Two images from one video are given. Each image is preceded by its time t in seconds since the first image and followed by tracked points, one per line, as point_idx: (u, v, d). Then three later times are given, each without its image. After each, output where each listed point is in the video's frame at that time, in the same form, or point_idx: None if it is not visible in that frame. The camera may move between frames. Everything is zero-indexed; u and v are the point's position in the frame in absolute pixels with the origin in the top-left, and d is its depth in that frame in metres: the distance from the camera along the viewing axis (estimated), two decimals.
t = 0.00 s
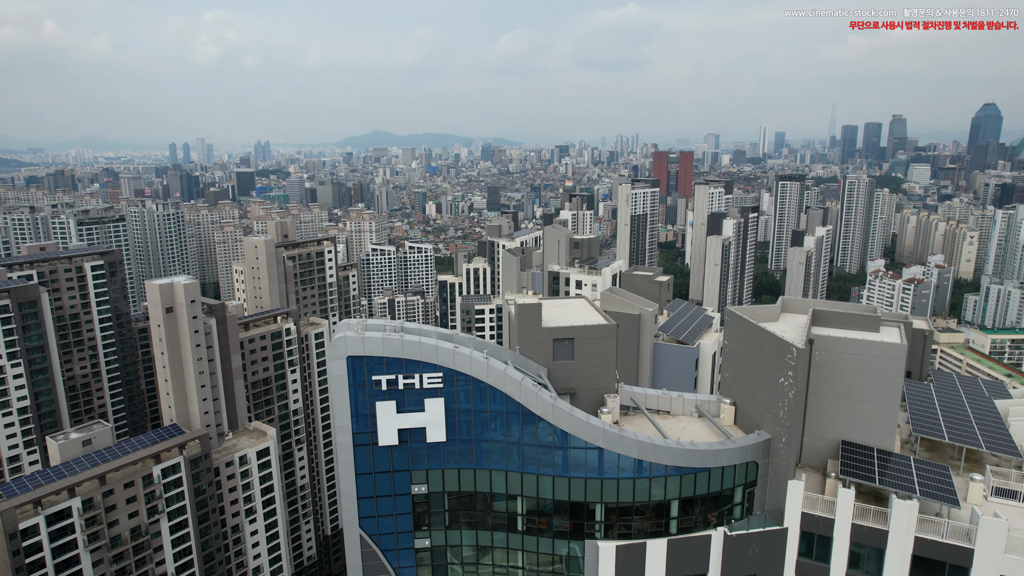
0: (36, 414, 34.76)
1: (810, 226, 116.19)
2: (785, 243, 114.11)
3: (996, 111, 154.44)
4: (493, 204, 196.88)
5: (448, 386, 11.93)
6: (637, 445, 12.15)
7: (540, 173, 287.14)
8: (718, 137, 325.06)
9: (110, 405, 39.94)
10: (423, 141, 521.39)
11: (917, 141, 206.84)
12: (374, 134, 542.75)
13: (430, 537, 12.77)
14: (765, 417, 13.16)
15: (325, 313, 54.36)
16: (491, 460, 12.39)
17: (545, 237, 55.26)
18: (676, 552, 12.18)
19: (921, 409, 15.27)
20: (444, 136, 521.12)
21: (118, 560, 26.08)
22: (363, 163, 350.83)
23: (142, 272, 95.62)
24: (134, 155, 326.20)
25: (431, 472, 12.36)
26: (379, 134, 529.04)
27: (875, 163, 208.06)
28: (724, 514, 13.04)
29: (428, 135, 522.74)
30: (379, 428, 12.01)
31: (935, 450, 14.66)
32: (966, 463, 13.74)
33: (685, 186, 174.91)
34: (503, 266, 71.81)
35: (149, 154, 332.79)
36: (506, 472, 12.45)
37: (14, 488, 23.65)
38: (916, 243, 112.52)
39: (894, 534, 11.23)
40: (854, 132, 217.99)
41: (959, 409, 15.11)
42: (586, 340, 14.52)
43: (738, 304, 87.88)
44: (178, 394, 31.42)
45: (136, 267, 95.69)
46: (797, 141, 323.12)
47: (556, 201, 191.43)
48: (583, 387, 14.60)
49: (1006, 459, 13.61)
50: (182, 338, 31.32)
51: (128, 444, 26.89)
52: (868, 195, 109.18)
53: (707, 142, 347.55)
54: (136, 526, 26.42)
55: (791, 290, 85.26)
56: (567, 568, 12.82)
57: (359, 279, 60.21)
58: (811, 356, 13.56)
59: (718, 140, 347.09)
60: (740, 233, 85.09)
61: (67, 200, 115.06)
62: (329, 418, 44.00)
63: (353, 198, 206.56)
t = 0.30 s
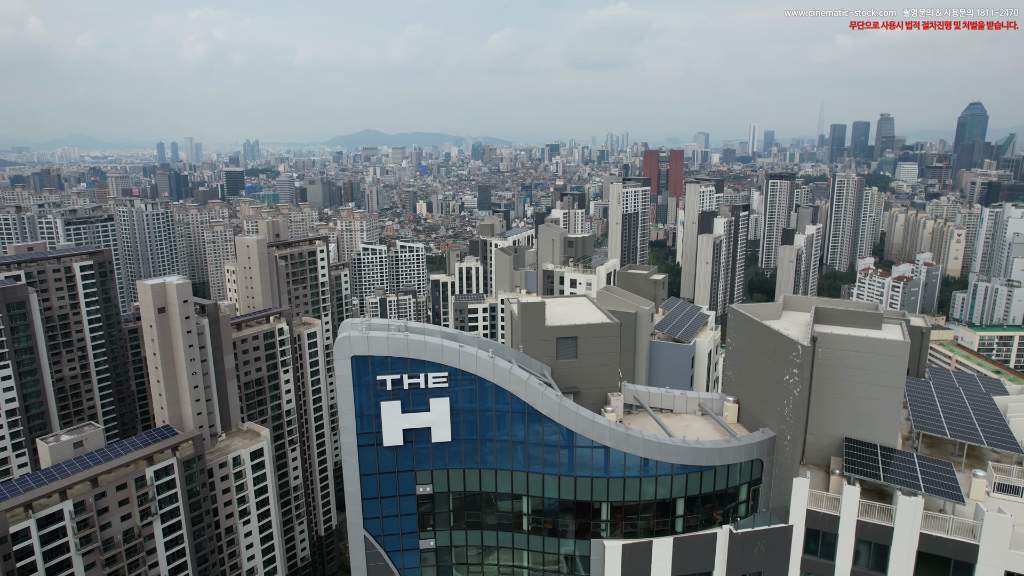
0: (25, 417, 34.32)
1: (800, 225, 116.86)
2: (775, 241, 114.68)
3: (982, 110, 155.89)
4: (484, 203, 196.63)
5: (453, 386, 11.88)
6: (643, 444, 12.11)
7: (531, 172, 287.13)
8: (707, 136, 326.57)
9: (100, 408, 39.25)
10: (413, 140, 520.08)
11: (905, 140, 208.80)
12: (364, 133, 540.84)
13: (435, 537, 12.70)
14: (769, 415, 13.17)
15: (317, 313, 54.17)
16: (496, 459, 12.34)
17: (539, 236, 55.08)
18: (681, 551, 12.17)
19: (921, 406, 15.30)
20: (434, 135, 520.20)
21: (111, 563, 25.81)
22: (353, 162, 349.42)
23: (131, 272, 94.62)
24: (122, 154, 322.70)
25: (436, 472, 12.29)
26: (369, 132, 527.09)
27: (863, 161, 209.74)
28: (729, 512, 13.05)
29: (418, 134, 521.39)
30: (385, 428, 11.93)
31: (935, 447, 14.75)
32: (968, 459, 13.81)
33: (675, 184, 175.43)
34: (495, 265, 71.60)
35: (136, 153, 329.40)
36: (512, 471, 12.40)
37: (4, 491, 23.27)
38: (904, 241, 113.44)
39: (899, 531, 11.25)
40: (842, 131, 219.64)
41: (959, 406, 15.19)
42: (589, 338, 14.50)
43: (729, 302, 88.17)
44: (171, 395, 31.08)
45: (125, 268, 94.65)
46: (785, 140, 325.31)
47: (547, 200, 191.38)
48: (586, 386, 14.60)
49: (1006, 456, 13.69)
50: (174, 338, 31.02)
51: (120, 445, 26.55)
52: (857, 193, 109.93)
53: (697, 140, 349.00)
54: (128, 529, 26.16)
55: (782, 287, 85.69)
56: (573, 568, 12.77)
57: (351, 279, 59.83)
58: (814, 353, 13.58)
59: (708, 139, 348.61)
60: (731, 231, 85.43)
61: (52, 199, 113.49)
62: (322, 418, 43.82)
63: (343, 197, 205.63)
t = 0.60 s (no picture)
0: (12, 420, 33.86)
1: (790, 223, 117.51)
2: (766, 239, 115.36)
3: (968, 109, 157.37)
4: (474, 202, 196.45)
5: (458, 385, 11.80)
6: (649, 442, 12.10)
7: (522, 171, 287.10)
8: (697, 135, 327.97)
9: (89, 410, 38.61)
10: (403, 139, 519.27)
11: (893, 138, 210.83)
12: (354, 132, 538.86)
13: (441, 538, 12.62)
14: (774, 413, 13.19)
15: (310, 313, 53.84)
16: (502, 459, 12.28)
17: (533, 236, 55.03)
18: (686, 549, 12.16)
19: (921, 403, 15.34)
20: (424, 135, 519.12)
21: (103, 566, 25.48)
22: (343, 161, 347.96)
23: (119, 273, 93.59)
24: (109, 153, 319.33)
25: (441, 472, 12.22)
26: (359, 131, 525.66)
27: (852, 160, 211.50)
28: (733, 509, 13.07)
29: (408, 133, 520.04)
30: (390, 428, 11.83)
31: (936, 443, 14.84)
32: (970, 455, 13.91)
33: (666, 183, 175.91)
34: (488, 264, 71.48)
35: (123, 152, 326.01)
36: (518, 471, 12.35)
37: None
38: (893, 239, 114.39)
39: (904, 527, 11.29)
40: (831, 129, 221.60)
41: (958, 404, 15.24)
42: (592, 337, 14.47)
43: (721, 300, 88.42)
44: (163, 396, 30.67)
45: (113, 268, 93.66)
46: (774, 139, 327.42)
47: (538, 199, 191.50)
48: (589, 384, 14.62)
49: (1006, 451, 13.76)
50: (167, 339, 30.69)
51: (112, 447, 26.25)
52: (847, 192, 110.73)
53: (687, 139, 350.55)
54: (121, 531, 25.85)
55: (773, 286, 86.09)
56: (579, 568, 12.72)
57: (343, 278, 59.35)
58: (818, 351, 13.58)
59: (698, 137, 350.21)
60: (722, 230, 85.76)
61: (37, 199, 111.95)
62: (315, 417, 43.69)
63: (333, 196, 204.70)
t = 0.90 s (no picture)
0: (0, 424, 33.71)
1: (780, 221, 118.16)
2: (756, 238, 115.97)
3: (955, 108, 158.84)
4: (465, 201, 196.17)
5: (464, 385, 11.73)
6: (655, 441, 12.08)
7: (512, 170, 286.91)
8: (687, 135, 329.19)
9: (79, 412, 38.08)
10: (393, 138, 517.51)
11: (881, 137, 212.82)
12: (343, 131, 536.48)
13: (446, 538, 12.56)
14: (777, 410, 13.21)
15: (302, 313, 53.44)
16: (507, 459, 12.23)
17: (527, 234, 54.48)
18: (692, 547, 12.16)
19: (922, 400, 15.42)
20: (414, 134, 517.45)
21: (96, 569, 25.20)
22: (334, 161, 346.40)
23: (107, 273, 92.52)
24: (96, 152, 315.91)
25: (446, 472, 12.17)
26: (348, 130, 523.51)
27: (840, 159, 213.21)
28: (739, 507, 13.09)
29: (399, 132, 518.19)
30: (395, 429, 11.76)
31: (937, 439, 14.93)
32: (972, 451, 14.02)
33: (656, 182, 176.34)
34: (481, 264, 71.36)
35: (110, 152, 322.57)
36: (524, 470, 12.30)
37: None
38: (882, 238, 115.23)
39: (909, 524, 11.32)
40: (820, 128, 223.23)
41: (958, 400, 15.33)
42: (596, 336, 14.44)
43: (712, 299, 88.69)
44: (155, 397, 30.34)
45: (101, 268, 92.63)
46: (764, 138, 329.21)
47: (529, 198, 191.54)
48: (593, 383, 14.58)
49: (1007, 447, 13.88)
50: (159, 339, 30.37)
51: (104, 449, 25.91)
52: (836, 190, 111.47)
53: (677, 138, 351.90)
54: (114, 534, 25.57)
55: (764, 284, 86.54)
56: (585, 567, 12.68)
57: (336, 277, 58.88)
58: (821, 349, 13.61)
59: (688, 137, 351.58)
60: (713, 229, 86.07)
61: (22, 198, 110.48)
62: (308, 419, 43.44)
63: (323, 195, 203.69)
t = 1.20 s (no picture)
0: None
1: (771, 220, 118.76)
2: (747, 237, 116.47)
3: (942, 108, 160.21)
4: (456, 201, 195.77)
5: (470, 384, 11.67)
6: (661, 439, 12.07)
7: (503, 169, 286.57)
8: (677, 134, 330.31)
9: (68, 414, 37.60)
10: (383, 137, 515.91)
11: (869, 137, 214.44)
12: (333, 130, 534.00)
13: (451, 539, 12.49)
14: (782, 408, 13.22)
15: (294, 313, 53.04)
16: (512, 458, 12.19)
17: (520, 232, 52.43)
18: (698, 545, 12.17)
19: (922, 397, 15.49)
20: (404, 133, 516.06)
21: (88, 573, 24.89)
22: (324, 160, 344.62)
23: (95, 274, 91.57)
24: (83, 150, 312.48)
25: (451, 472, 12.10)
26: (338, 129, 521.40)
27: (829, 158, 214.73)
28: (744, 505, 13.11)
29: (389, 132, 516.47)
30: (401, 429, 11.68)
31: (937, 436, 15.02)
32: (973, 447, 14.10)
33: (647, 181, 176.74)
34: (473, 263, 71.17)
35: (97, 151, 319.08)
36: (529, 470, 12.27)
37: None
38: (871, 236, 116.01)
39: (914, 520, 11.35)
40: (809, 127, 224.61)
41: (957, 397, 15.42)
42: (599, 335, 14.40)
43: (704, 298, 88.94)
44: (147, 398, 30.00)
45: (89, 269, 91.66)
46: (753, 138, 330.96)
47: (520, 197, 191.43)
48: (597, 381, 14.55)
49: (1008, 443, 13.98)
50: (151, 340, 30.03)
51: (95, 451, 25.61)
52: (826, 189, 112.05)
53: (667, 138, 353.09)
54: (106, 537, 25.29)
55: (754, 282, 86.93)
56: (591, 566, 12.64)
57: (328, 277, 58.41)
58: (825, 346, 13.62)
59: (678, 136, 352.89)
60: (704, 227, 86.28)
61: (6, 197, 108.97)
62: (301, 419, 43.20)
63: (314, 194, 202.62)
